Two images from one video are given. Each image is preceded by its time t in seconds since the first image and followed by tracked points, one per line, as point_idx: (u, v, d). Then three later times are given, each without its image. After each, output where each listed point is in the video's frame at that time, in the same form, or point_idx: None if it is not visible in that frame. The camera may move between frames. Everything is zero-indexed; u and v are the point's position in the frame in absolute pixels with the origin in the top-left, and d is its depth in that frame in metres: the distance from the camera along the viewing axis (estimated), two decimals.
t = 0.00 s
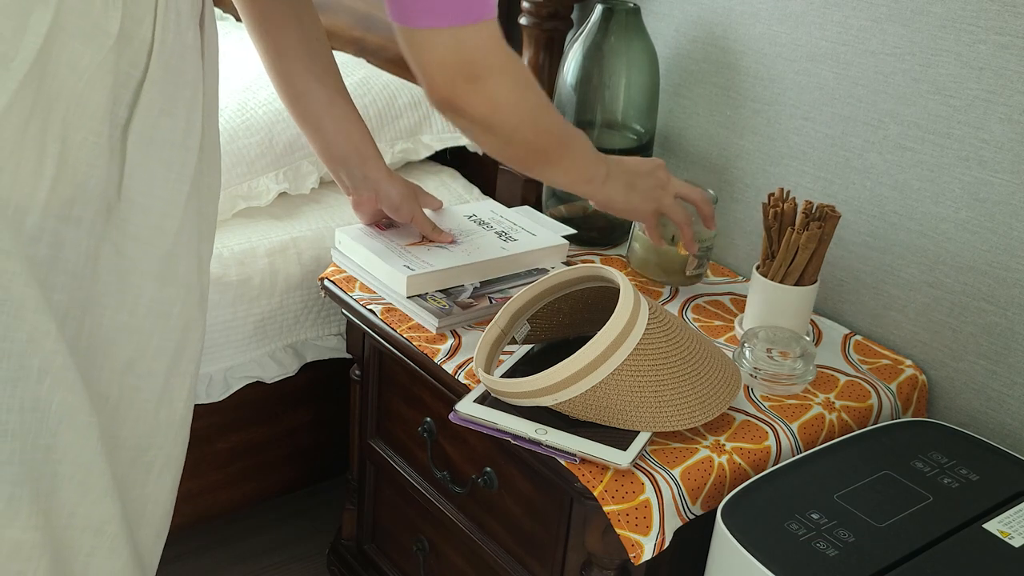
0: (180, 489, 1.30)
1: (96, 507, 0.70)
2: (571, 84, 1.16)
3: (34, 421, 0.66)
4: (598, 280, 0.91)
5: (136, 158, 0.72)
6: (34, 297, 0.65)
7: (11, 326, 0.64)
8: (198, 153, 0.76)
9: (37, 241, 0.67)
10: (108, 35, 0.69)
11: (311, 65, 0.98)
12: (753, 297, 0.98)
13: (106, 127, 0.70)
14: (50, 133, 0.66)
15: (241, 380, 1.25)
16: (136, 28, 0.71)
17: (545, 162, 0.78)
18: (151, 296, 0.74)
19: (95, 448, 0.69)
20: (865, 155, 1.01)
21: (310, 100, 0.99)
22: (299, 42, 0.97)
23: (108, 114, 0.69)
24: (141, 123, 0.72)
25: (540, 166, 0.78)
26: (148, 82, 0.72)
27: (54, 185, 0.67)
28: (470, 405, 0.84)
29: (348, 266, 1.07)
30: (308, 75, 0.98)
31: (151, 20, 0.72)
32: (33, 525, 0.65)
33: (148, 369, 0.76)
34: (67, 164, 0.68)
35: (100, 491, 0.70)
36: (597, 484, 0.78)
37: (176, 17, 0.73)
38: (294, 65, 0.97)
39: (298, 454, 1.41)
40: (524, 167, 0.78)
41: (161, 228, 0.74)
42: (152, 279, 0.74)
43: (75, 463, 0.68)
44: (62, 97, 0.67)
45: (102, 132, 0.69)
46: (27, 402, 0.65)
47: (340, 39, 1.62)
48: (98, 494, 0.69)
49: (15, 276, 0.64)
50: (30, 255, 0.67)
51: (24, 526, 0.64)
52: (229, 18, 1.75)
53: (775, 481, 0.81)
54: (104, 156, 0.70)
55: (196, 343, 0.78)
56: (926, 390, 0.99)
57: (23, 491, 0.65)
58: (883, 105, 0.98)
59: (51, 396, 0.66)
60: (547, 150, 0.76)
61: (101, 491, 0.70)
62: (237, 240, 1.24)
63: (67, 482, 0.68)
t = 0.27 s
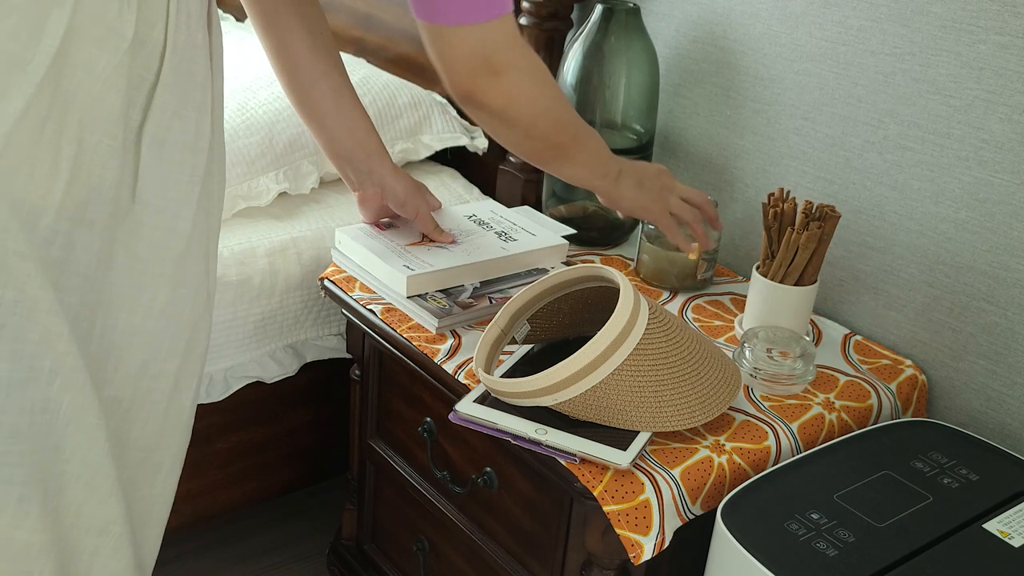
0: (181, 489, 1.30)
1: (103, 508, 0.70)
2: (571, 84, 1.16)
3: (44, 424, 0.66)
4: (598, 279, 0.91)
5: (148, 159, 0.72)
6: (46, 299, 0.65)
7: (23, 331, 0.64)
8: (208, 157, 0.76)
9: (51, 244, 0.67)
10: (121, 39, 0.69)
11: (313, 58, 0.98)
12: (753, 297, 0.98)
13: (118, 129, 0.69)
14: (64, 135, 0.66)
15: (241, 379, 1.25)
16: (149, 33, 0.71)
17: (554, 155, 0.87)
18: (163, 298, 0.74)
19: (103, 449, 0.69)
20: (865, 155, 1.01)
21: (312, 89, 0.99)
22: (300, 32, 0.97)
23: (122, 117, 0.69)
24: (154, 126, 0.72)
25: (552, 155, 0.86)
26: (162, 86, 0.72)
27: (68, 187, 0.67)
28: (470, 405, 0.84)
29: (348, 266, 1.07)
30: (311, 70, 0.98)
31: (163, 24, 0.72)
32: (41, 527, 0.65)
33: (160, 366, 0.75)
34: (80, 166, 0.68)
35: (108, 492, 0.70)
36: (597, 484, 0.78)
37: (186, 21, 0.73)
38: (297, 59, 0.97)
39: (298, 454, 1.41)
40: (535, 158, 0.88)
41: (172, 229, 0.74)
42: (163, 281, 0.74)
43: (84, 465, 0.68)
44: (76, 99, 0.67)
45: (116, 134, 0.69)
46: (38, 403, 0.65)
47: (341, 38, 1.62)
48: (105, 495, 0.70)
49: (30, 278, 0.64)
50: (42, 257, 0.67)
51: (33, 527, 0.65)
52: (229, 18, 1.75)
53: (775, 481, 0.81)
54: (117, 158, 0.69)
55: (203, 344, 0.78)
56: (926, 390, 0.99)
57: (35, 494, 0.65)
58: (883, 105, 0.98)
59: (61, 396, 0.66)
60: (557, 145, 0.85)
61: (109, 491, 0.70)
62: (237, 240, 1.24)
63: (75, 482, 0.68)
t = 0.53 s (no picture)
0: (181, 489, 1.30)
1: (115, 497, 0.70)
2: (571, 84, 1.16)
3: (51, 418, 0.66)
4: (598, 279, 0.91)
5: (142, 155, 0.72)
6: (47, 294, 0.65)
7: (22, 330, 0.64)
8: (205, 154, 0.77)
9: (44, 238, 0.66)
10: (114, 37, 0.68)
11: (325, 52, 0.97)
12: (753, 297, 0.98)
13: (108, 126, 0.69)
14: (55, 131, 0.66)
15: (241, 379, 1.25)
16: (144, 31, 0.71)
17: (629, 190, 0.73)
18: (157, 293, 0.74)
19: (112, 441, 0.69)
20: (865, 155, 1.01)
21: (322, 82, 0.98)
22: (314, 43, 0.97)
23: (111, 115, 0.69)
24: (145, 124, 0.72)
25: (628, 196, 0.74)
26: (154, 86, 0.72)
27: (60, 184, 0.66)
28: (470, 405, 0.84)
29: (348, 266, 1.07)
30: (320, 65, 0.97)
31: (157, 25, 0.72)
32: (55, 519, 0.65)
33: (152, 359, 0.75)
34: (70, 160, 0.67)
35: (123, 482, 0.70)
36: (597, 484, 0.78)
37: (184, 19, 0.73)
38: (307, 52, 0.97)
39: (298, 454, 1.41)
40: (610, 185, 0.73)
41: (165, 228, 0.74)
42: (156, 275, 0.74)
43: (90, 455, 0.68)
44: (66, 94, 0.66)
45: (103, 131, 0.69)
46: (43, 397, 0.65)
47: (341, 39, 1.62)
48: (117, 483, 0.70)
49: (30, 273, 0.64)
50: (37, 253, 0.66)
51: (46, 520, 0.65)
52: (229, 18, 1.75)
53: (775, 481, 0.81)
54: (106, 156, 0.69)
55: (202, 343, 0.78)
56: (926, 390, 0.99)
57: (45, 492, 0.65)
58: (883, 105, 0.98)
59: (65, 388, 0.66)
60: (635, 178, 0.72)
61: (124, 482, 0.70)
62: (237, 240, 1.24)
63: (84, 474, 0.68)
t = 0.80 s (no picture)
0: (180, 489, 1.30)
1: (95, 505, 0.70)
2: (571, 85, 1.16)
3: (26, 420, 0.66)
4: (600, 279, 0.90)
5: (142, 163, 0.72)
6: (27, 297, 0.65)
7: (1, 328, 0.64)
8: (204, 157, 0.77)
9: (31, 242, 0.67)
10: (110, 42, 0.68)
11: (333, 48, 0.97)
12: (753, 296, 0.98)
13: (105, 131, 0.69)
14: (46, 135, 0.66)
15: (240, 380, 1.25)
16: (142, 37, 0.71)
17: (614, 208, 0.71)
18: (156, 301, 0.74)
19: (91, 450, 0.69)
20: (865, 155, 1.01)
21: (330, 79, 0.98)
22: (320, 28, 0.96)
23: (107, 119, 0.69)
24: (147, 129, 0.72)
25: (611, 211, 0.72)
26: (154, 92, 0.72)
27: (49, 188, 0.67)
28: (470, 405, 0.84)
29: (348, 266, 1.07)
30: (327, 59, 0.97)
31: (157, 29, 0.72)
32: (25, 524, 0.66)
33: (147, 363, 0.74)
34: (63, 162, 0.67)
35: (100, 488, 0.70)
36: (597, 484, 0.78)
37: (184, 24, 0.73)
38: (307, 30, 0.95)
39: (298, 454, 1.41)
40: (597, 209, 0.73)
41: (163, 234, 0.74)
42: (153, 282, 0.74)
43: (68, 460, 0.68)
44: (59, 99, 0.66)
45: (99, 134, 0.69)
46: (20, 399, 0.65)
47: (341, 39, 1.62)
48: (99, 489, 0.70)
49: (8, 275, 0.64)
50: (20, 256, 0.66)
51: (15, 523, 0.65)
52: (229, 18, 1.75)
53: (775, 481, 0.81)
54: (101, 159, 0.69)
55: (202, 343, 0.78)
56: (926, 390, 0.99)
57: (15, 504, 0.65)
58: (883, 105, 0.98)
59: (43, 396, 0.66)
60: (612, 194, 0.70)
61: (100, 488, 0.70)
62: (237, 240, 1.24)
63: (60, 481, 0.68)
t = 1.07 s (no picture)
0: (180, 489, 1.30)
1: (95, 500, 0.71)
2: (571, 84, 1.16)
3: (34, 420, 0.66)
4: (600, 278, 0.90)
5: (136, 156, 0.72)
6: (28, 297, 0.65)
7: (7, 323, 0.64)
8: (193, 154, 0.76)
9: (30, 238, 0.67)
10: (103, 36, 0.68)
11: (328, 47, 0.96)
12: (753, 295, 0.98)
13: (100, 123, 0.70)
14: (42, 131, 0.66)
15: (240, 379, 1.25)
16: (134, 28, 0.70)
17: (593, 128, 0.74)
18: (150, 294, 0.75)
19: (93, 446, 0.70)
20: (865, 155, 1.01)
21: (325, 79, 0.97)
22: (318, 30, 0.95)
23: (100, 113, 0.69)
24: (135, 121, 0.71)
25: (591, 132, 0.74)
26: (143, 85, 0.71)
27: (46, 185, 0.67)
28: (470, 405, 0.84)
29: (348, 266, 1.07)
30: (325, 56, 0.96)
31: (148, 20, 0.71)
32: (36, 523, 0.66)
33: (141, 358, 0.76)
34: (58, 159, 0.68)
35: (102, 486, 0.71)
36: (597, 484, 0.78)
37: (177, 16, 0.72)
38: (306, 32, 0.95)
39: (298, 454, 1.41)
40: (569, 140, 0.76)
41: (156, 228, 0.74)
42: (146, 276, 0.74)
43: (76, 460, 0.69)
44: (53, 94, 0.67)
45: (97, 128, 0.69)
46: (25, 396, 0.65)
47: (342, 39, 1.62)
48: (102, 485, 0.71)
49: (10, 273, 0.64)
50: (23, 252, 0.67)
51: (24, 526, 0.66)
52: (230, 18, 1.75)
53: (775, 482, 0.81)
54: (97, 152, 0.70)
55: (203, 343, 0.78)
56: (926, 390, 0.99)
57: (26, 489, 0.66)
58: (883, 105, 0.98)
59: (48, 392, 0.67)
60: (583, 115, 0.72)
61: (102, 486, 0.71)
62: (238, 240, 1.24)
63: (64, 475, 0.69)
